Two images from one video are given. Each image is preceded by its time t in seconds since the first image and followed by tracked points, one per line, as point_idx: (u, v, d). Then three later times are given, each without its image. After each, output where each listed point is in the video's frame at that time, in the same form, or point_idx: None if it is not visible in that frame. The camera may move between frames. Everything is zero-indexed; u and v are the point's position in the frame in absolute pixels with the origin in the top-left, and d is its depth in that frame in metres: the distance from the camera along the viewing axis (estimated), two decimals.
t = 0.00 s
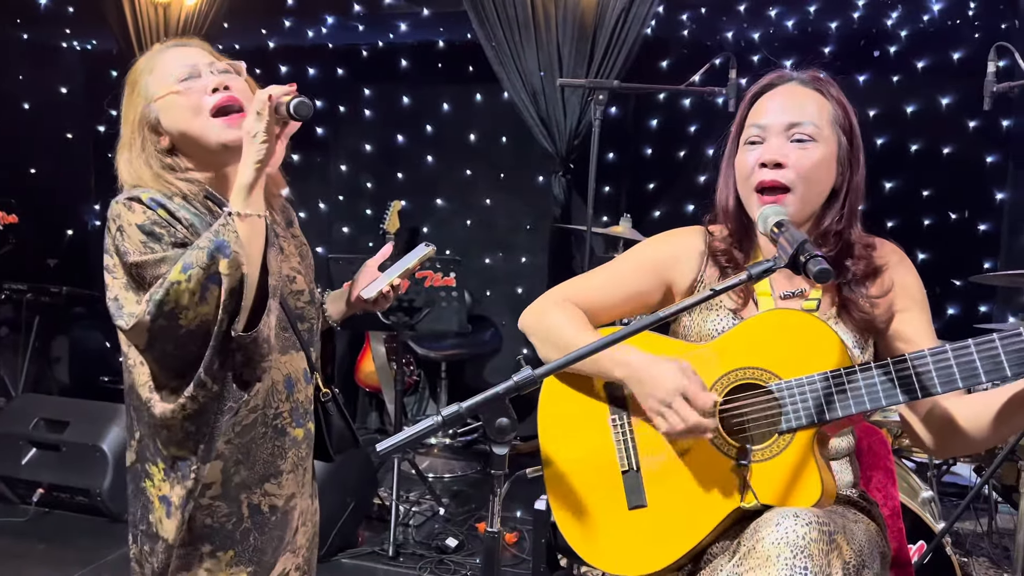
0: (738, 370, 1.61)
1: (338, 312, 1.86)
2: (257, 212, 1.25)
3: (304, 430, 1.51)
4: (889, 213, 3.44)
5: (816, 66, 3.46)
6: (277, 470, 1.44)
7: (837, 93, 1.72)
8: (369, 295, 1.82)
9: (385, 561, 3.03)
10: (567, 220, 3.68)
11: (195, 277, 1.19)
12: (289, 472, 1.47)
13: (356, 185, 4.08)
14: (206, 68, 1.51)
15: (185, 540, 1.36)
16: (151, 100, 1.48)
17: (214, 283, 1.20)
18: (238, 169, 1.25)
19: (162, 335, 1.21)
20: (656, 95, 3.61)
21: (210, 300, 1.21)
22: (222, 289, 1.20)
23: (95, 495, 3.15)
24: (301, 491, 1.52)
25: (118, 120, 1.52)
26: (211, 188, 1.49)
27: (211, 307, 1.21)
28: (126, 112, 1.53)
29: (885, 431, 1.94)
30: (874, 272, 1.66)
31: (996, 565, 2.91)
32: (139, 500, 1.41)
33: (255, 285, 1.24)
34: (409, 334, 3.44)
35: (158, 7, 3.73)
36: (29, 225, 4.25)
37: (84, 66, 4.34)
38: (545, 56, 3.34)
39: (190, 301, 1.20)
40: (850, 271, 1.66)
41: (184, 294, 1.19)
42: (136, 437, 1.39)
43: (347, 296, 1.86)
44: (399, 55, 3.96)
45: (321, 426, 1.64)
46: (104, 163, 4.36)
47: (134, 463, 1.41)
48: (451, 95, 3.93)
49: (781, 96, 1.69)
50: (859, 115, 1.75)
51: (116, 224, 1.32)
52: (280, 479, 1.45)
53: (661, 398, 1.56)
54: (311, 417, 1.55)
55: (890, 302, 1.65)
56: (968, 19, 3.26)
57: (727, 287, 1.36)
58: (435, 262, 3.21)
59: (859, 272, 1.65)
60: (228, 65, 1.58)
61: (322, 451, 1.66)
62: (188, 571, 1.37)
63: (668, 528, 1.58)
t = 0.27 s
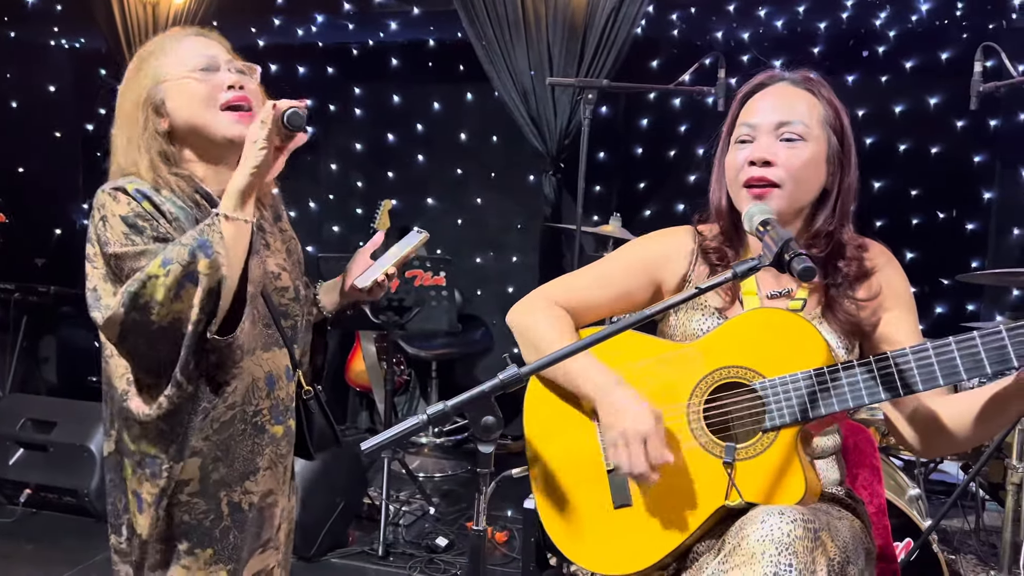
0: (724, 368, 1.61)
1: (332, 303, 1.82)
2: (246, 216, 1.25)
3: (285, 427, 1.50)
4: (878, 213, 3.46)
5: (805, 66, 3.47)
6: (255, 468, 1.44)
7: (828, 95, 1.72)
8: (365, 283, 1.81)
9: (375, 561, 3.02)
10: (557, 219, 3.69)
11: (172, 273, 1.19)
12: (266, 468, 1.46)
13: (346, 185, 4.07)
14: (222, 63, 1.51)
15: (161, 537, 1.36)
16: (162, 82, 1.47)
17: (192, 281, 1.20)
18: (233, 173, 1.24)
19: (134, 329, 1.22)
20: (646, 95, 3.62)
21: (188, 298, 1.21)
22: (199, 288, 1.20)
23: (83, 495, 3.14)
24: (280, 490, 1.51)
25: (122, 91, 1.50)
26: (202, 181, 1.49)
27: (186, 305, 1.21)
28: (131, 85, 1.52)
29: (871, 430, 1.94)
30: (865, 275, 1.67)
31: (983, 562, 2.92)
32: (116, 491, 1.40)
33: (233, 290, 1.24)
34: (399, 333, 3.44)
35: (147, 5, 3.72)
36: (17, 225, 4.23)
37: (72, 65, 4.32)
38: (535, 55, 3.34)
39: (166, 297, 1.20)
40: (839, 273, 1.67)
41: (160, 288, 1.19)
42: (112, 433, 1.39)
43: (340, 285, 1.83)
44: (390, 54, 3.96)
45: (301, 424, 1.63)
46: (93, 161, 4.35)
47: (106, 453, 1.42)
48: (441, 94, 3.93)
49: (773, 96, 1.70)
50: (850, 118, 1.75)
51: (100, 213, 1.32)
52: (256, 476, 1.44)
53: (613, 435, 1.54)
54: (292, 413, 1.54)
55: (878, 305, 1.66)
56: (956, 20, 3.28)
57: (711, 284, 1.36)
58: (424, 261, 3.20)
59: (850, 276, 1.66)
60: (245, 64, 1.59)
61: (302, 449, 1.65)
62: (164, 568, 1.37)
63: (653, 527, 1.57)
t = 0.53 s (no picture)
0: (717, 368, 1.63)
1: (330, 295, 1.80)
2: (235, 261, 1.34)
3: (268, 428, 1.54)
4: (867, 213, 3.47)
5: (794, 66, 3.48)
6: (237, 469, 1.47)
7: (816, 97, 1.72)
8: (360, 273, 1.76)
9: (365, 562, 3.02)
10: (548, 219, 3.69)
11: (156, 301, 1.26)
12: (249, 470, 1.49)
13: (337, 184, 4.06)
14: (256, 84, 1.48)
15: (133, 539, 1.39)
16: (197, 75, 1.40)
17: (175, 312, 1.28)
18: (246, 216, 1.35)
19: (105, 347, 1.27)
20: (637, 95, 3.62)
21: (168, 328, 1.28)
22: (182, 320, 1.29)
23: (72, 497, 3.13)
24: (265, 491, 1.55)
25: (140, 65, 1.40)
26: (197, 186, 1.48)
27: (165, 335, 1.28)
28: (151, 62, 1.41)
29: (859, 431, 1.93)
30: (854, 272, 1.69)
31: (971, 560, 2.94)
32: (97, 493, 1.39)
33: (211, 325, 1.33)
34: (390, 333, 3.43)
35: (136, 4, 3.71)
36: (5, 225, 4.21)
37: (60, 64, 4.31)
38: (525, 55, 3.34)
39: (146, 323, 1.26)
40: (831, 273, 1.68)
41: (140, 314, 1.25)
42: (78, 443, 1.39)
43: (338, 276, 1.81)
44: (380, 54, 3.95)
45: (284, 425, 1.63)
46: (81, 161, 4.33)
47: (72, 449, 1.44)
48: (432, 94, 3.92)
49: (760, 97, 1.70)
50: (839, 119, 1.75)
51: (84, 212, 1.33)
52: (238, 477, 1.48)
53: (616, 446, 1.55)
54: (276, 414, 1.57)
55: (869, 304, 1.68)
56: (944, 20, 3.30)
57: (701, 284, 1.37)
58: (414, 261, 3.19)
59: (840, 273, 1.68)
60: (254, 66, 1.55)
61: (285, 451, 1.64)
62: (137, 569, 1.40)
63: (644, 526, 1.58)
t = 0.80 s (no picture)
0: (710, 368, 1.63)
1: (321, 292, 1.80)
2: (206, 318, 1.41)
3: (260, 430, 1.59)
4: (857, 213, 3.49)
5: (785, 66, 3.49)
6: (229, 471, 1.53)
7: (806, 97, 1.72)
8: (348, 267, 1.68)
9: (357, 562, 3.01)
10: (540, 219, 3.69)
11: (128, 351, 1.38)
12: (241, 471, 1.56)
13: (328, 184, 4.06)
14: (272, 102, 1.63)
15: (117, 541, 1.45)
16: (233, 89, 1.57)
17: (144, 361, 1.40)
18: (226, 283, 1.41)
19: (70, 369, 1.38)
20: (629, 95, 3.63)
21: (135, 374, 1.40)
22: (150, 370, 1.40)
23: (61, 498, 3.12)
24: (256, 492, 1.61)
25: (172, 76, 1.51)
26: (203, 190, 1.59)
27: (128, 378, 1.40)
28: (181, 75, 1.54)
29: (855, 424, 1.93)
30: (848, 271, 1.70)
31: (962, 558, 2.96)
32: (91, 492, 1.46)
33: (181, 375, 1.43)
34: (382, 333, 3.43)
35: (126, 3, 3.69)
36: None
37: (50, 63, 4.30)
38: (517, 55, 3.34)
39: (115, 368, 1.39)
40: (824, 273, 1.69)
41: (109, 358, 1.38)
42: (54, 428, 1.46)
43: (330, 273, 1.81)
44: (372, 54, 3.94)
45: (277, 427, 1.59)
46: (71, 161, 4.31)
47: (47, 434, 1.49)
48: (423, 94, 3.92)
49: (749, 99, 1.70)
50: (830, 117, 1.74)
51: (80, 212, 1.42)
52: (230, 480, 1.54)
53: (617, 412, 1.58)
54: (268, 416, 1.62)
55: (861, 304, 1.69)
56: (934, 21, 3.32)
57: (691, 285, 1.38)
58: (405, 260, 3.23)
59: (834, 273, 1.69)
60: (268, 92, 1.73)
61: (276, 451, 1.61)
62: (124, 567, 1.45)
63: (639, 527, 1.58)
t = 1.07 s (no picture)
0: (698, 368, 1.63)
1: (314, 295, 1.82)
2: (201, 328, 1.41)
3: (254, 434, 1.59)
4: (845, 213, 3.50)
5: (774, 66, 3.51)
6: (223, 475, 1.54)
7: (792, 99, 1.72)
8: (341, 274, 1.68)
9: (347, 563, 3.00)
10: (530, 219, 3.69)
11: (131, 360, 1.37)
12: (235, 475, 1.56)
13: (317, 184, 4.05)
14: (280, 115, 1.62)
15: (118, 547, 1.43)
16: (243, 102, 1.55)
17: (146, 371, 1.39)
18: (218, 296, 1.41)
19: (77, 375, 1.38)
20: (618, 95, 3.64)
21: (137, 385, 1.39)
22: (152, 381, 1.40)
23: (49, 500, 3.10)
24: (247, 495, 1.62)
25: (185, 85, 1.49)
26: (202, 196, 1.58)
27: (130, 390, 1.39)
28: (195, 83, 1.52)
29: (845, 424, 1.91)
30: (836, 271, 1.70)
31: (950, 556, 2.97)
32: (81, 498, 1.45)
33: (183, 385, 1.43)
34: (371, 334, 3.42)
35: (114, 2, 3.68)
36: None
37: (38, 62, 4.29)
38: (506, 55, 3.34)
39: (117, 378, 1.38)
40: (813, 274, 1.69)
41: (113, 370, 1.37)
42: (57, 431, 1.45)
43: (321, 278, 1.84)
44: (361, 53, 3.94)
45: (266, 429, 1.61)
46: (58, 161, 4.29)
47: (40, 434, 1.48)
48: (413, 93, 3.91)
49: (737, 105, 1.71)
50: (817, 119, 1.74)
51: (78, 211, 1.41)
52: (225, 484, 1.54)
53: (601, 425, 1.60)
54: (262, 420, 1.62)
55: (849, 304, 1.69)
56: (921, 22, 3.34)
57: (679, 284, 1.38)
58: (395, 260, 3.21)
59: (820, 275, 1.68)
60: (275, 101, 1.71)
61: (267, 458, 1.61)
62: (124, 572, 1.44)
63: (626, 526, 1.57)
